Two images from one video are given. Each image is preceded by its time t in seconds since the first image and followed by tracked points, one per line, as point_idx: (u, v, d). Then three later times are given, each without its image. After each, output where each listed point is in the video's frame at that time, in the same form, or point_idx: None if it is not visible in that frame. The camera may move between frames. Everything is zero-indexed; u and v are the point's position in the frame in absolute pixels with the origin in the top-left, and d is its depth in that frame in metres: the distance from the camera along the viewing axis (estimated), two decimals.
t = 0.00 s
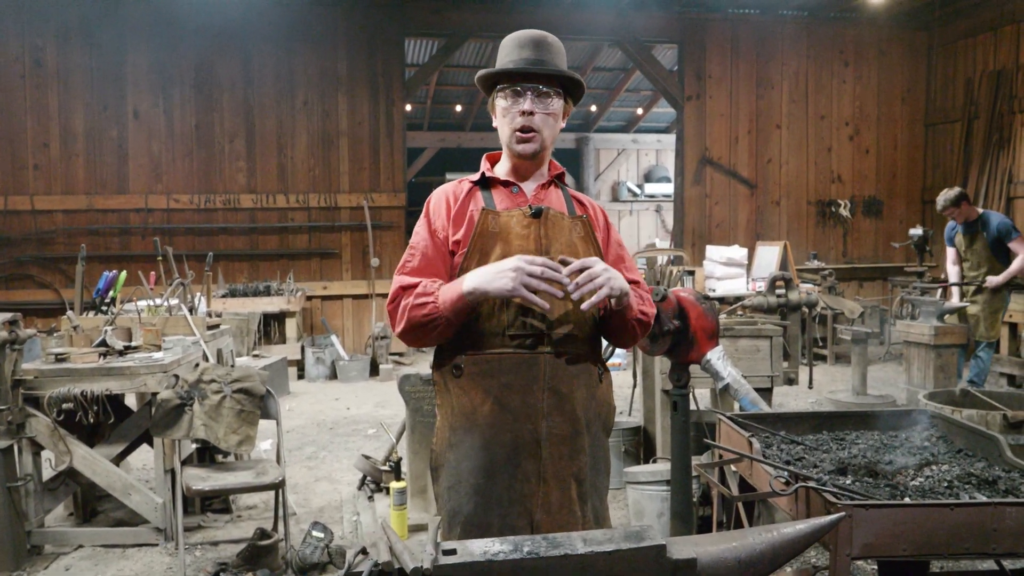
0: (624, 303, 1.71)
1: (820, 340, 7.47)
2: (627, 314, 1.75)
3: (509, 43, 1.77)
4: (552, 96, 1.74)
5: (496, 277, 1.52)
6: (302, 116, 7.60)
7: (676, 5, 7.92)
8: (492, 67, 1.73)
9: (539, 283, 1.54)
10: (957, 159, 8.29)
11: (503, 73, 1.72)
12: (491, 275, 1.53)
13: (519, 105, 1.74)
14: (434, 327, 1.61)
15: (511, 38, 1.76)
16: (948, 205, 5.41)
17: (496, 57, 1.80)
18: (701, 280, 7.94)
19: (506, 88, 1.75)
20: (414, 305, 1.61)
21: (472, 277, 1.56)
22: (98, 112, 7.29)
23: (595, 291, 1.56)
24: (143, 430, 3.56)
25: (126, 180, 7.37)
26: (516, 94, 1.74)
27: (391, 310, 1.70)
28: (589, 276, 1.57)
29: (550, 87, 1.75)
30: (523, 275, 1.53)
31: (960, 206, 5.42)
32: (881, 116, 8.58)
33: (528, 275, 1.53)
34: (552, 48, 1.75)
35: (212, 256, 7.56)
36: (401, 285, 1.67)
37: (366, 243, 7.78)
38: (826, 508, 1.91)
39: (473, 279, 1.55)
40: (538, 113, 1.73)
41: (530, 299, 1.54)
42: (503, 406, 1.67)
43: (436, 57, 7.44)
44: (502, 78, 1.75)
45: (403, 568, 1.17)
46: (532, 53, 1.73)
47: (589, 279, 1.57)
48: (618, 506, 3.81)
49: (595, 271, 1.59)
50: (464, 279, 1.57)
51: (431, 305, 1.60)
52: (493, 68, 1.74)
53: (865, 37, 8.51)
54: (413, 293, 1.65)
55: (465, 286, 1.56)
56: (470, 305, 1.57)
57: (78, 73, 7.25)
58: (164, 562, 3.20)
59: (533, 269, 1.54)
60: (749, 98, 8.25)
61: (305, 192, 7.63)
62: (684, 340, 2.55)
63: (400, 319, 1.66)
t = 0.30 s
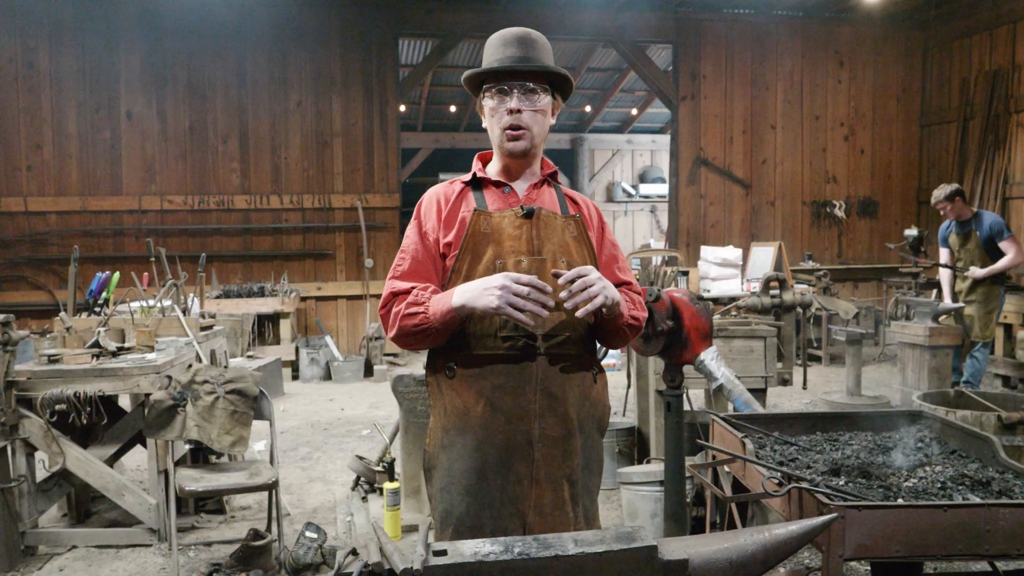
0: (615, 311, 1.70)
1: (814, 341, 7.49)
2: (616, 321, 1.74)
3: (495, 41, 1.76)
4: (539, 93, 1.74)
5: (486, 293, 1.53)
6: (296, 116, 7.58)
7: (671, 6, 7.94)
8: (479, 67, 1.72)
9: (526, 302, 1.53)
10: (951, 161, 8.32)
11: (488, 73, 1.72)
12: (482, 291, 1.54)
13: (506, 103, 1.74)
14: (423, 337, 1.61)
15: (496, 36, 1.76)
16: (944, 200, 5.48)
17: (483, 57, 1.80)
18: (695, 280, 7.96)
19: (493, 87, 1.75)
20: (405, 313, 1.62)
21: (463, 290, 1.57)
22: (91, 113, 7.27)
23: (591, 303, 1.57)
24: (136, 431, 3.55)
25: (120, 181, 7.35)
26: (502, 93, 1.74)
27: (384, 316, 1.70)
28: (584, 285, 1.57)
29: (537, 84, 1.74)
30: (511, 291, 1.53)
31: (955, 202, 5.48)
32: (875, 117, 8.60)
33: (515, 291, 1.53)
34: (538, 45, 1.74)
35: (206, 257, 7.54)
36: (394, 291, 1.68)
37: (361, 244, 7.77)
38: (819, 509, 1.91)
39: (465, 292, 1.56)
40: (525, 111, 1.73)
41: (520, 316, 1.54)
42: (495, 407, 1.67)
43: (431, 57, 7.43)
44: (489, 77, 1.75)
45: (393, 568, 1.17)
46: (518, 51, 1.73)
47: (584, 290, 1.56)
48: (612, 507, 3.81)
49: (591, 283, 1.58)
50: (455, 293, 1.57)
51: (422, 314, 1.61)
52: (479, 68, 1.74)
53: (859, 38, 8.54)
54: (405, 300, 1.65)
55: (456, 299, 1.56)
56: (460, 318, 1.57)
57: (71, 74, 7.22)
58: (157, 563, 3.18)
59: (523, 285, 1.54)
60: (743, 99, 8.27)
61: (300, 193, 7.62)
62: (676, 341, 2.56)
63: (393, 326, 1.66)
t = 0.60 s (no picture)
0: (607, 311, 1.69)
1: (821, 344, 7.44)
2: (613, 322, 1.72)
3: (492, 44, 1.76)
4: (537, 94, 1.73)
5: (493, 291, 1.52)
6: (303, 116, 7.60)
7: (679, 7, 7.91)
8: (476, 70, 1.72)
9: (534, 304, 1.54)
10: (960, 164, 8.26)
11: (486, 76, 1.71)
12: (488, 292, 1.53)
13: (504, 105, 1.73)
14: (425, 337, 1.61)
15: (492, 40, 1.76)
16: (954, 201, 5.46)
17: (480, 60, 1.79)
18: (701, 282, 7.92)
19: (490, 90, 1.74)
20: (407, 314, 1.61)
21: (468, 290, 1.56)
22: (100, 112, 7.30)
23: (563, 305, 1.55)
24: (139, 429, 3.56)
25: (128, 180, 7.38)
26: (499, 96, 1.73)
27: (385, 318, 1.70)
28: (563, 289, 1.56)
29: (535, 85, 1.74)
30: (519, 292, 1.52)
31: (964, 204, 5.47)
32: (883, 120, 8.55)
33: (524, 293, 1.54)
34: (535, 46, 1.74)
35: (213, 256, 7.56)
36: (395, 293, 1.67)
37: (367, 243, 7.78)
38: (819, 515, 1.90)
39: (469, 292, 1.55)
40: (524, 113, 1.72)
41: (529, 317, 1.53)
42: (494, 410, 1.66)
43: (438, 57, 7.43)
44: (486, 80, 1.75)
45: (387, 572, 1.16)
46: (514, 53, 1.72)
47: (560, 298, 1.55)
48: (614, 510, 3.79)
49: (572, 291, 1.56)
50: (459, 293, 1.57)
51: (425, 314, 1.60)
52: (477, 71, 1.73)
53: (867, 40, 8.50)
54: (406, 301, 1.65)
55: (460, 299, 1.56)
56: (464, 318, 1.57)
57: (80, 73, 7.26)
58: (159, 562, 3.19)
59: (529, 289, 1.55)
60: (751, 101, 8.24)
61: (307, 192, 7.63)
62: (679, 345, 2.55)
63: (394, 327, 1.66)
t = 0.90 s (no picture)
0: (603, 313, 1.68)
1: (828, 343, 7.41)
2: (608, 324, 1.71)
3: (493, 44, 1.76)
4: (538, 93, 1.73)
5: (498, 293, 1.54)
6: (309, 114, 7.61)
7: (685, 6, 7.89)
8: (478, 68, 1.72)
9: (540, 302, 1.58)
10: (969, 162, 8.20)
11: (487, 74, 1.71)
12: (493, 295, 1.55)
13: (506, 103, 1.73)
14: (426, 336, 1.61)
15: (494, 40, 1.76)
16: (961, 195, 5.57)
17: (482, 59, 1.80)
18: (707, 281, 7.91)
19: (492, 89, 1.74)
20: (408, 311, 1.61)
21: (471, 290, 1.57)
22: (107, 110, 7.34)
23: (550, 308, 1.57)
24: (144, 427, 3.58)
25: (135, 178, 7.41)
26: (502, 94, 1.73)
27: (383, 316, 1.69)
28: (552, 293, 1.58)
29: (536, 84, 1.74)
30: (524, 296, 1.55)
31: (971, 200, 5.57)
32: (891, 119, 8.51)
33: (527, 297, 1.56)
34: (536, 46, 1.74)
35: (219, 254, 7.58)
36: (395, 291, 1.67)
37: (373, 242, 7.79)
38: (820, 516, 1.89)
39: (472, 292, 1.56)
40: (525, 111, 1.72)
41: (531, 319, 1.57)
42: (495, 408, 1.66)
43: (444, 56, 7.43)
44: (487, 79, 1.75)
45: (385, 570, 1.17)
46: (517, 53, 1.72)
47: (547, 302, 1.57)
48: (617, 509, 3.79)
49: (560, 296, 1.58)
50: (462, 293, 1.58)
51: (427, 312, 1.60)
52: (478, 70, 1.73)
53: (875, 39, 8.45)
54: (406, 300, 1.65)
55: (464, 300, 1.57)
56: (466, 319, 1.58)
57: (87, 72, 7.30)
58: (164, 559, 3.20)
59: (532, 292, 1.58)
60: (758, 99, 8.21)
61: (312, 190, 7.65)
62: (683, 345, 2.54)
63: (393, 324, 1.65)
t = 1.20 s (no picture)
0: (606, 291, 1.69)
1: (834, 345, 7.38)
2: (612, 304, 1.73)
3: (491, 45, 1.77)
4: (536, 92, 1.73)
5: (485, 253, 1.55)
6: (316, 114, 7.64)
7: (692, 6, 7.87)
8: (476, 69, 1.72)
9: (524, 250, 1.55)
10: (978, 163, 8.15)
11: (485, 74, 1.71)
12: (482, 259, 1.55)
13: (504, 102, 1.72)
14: (422, 316, 1.60)
15: (492, 40, 1.77)
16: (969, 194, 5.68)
17: (480, 59, 1.80)
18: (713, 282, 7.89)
19: (489, 88, 1.74)
20: (403, 297, 1.62)
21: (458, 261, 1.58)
22: (115, 109, 7.38)
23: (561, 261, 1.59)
24: (149, 424, 3.60)
25: (142, 177, 7.45)
26: (500, 93, 1.73)
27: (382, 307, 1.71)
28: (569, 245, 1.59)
29: (533, 83, 1.74)
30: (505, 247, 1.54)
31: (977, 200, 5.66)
32: (899, 119, 8.47)
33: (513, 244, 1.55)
34: (534, 46, 1.75)
35: (226, 253, 7.62)
36: (393, 282, 1.69)
37: (379, 242, 7.81)
38: (820, 517, 1.89)
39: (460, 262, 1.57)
40: (523, 109, 1.72)
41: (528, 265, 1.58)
42: (492, 405, 1.66)
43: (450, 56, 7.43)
44: (485, 79, 1.75)
45: (383, 568, 1.17)
46: (514, 54, 1.73)
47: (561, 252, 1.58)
48: (621, 509, 3.79)
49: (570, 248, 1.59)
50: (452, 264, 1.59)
51: (420, 291, 1.60)
52: (476, 70, 1.73)
53: (884, 39, 8.41)
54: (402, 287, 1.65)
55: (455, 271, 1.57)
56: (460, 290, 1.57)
57: (96, 71, 7.34)
58: (168, 556, 3.22)
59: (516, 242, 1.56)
60: (765, 99, 8.18)
61: (319, 190, 7.67)
62: (686, 343, 2.54)
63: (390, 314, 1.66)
